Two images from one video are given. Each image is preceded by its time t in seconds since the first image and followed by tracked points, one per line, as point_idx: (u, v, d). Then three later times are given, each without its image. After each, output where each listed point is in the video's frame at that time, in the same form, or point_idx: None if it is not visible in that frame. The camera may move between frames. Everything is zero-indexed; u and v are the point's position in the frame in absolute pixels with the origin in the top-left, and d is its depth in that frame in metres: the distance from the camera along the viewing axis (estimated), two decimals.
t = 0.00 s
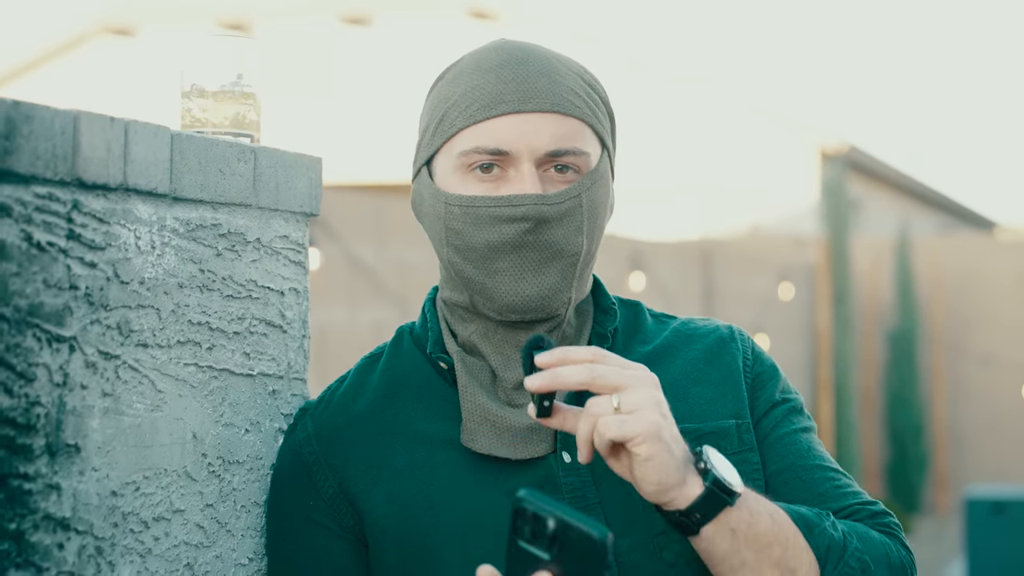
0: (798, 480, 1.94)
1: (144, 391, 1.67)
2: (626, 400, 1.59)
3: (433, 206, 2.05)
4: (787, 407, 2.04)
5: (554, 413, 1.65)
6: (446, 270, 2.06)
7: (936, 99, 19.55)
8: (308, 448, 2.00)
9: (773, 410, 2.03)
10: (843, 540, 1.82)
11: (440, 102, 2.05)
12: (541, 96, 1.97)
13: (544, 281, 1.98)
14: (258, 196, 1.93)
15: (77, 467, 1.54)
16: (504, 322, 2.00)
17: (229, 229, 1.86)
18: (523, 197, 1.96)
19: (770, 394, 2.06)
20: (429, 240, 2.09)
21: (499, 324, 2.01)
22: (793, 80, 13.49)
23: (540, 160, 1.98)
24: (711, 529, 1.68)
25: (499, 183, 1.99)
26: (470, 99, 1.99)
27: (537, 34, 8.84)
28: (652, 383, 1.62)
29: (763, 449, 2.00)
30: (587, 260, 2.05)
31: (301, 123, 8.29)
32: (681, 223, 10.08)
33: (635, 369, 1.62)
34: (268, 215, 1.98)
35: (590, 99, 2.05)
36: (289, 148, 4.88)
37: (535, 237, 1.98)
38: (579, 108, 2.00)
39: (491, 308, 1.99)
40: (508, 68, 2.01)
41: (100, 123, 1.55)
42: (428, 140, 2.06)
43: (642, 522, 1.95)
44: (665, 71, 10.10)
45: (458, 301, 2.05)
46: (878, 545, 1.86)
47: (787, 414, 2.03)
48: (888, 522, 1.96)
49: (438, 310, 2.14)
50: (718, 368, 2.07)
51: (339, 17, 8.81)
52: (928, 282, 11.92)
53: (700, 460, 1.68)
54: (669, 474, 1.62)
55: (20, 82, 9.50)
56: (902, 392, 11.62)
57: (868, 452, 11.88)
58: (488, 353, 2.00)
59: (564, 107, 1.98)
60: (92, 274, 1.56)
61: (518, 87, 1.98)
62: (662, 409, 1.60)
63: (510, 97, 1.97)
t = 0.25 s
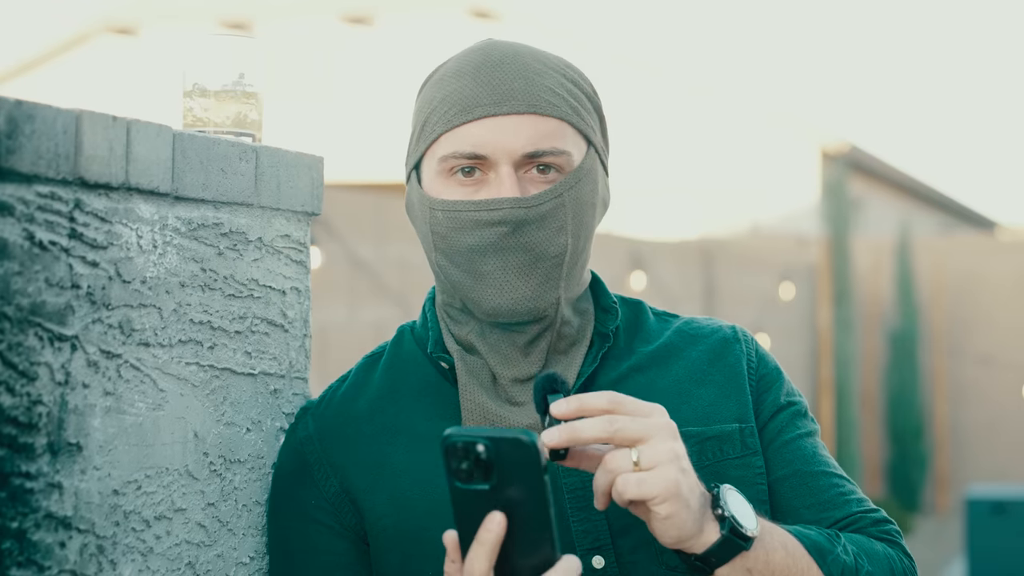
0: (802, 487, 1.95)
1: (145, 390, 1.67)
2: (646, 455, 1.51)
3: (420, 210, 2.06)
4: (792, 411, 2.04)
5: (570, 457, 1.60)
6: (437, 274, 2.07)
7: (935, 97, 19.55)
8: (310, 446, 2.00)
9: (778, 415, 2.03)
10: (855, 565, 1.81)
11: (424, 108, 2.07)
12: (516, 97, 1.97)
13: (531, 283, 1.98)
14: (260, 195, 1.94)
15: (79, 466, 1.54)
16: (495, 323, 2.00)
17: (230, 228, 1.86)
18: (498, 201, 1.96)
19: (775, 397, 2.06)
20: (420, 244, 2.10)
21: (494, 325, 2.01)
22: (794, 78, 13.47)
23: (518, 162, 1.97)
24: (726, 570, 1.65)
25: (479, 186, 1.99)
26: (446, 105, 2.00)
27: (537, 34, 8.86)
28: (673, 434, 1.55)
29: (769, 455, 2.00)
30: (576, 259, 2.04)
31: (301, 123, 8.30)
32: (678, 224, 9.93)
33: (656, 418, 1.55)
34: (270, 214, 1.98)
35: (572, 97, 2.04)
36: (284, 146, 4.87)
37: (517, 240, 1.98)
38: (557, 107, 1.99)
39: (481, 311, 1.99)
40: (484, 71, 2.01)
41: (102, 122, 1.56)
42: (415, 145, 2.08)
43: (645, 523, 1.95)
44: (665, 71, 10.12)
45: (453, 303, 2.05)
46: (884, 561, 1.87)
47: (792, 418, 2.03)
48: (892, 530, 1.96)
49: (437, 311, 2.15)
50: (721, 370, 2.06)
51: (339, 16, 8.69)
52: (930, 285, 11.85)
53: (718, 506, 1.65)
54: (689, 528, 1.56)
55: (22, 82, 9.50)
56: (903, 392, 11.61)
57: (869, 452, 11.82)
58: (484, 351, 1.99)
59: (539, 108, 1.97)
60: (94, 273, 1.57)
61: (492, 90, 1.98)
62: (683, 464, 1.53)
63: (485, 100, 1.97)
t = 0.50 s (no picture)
0: (802, 488, 1.95)
1: (146, 389, 1.67)
2: (641, 447, 1.52)
3: (424, 207, 2.06)
4: (793, 412, 2.03)
5: (569, 448, 1.60)
6: (439, 271, 2.07)
7: (937, 98, 19.53)
8: (309, 446, 2.00)
9: (778, 416, 2.03)
10: (852, 565, 1.81)
11: (428, 105, 2.07)
12: (522, 92, 1.97)
13: (533, 278, 1.98)
14: (261, 195, 1.94)
15: (80, 466, 1.54)
16: (495, 320, 2.00)
17: (232, 228, 1.87)
18: (504, 193, 1.96)
19: (776, 397, 2.06)
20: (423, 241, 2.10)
21: (494, 323, 2.01)
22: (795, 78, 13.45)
23: (523, 156, 1.98)
24: (722, 565, 1.65)
25: (484, 181, 2.00)
26: (452, 99, 2.01)
27: (536, 33, 8.86)
28: (669, 426, 1.55)
29: (769, 456, 2.00)
30: (578, 255, 2.04)
31: (302, 122, 8.29)
32: (679, 222, 9.91)
33: (651, 411, 1.55)
34: (271, 214, 1.98)
35: (576, 94, 2.04)
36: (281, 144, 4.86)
37: (519, 235, 1.98)
38: (562, 102, 1.99)
39: (482, 307, 1.99)
40: (490, 66, 2.01)
41: (102, 122, 1.56)
42: (418, 141, 2.08)
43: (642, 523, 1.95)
44: (667, 70, 10.14)
45: (454, 301, 2.05)
46: (883, 561, 1.86)
47: (792, 419, 2.03)
48: (892, 532, 1.96)
49: (438, 310, 2.15)
50: (721, 370, 2.06)
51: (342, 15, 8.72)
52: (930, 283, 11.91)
53: (713, 500, 1.65)
54: (682, 521, 1.57)
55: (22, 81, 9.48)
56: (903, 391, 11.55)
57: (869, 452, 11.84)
58: (484, 351, 2.00)
59: (545, 102, 1.98)
60: (95, 273, 1.57)
61: (499, 84, 1.98)
62: (677, 457, 1.53)
63: (491, 94, 1.98)
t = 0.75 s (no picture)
0: (803, 491, 1.95)
1: (147, 389, 1.68)
2: (638, 457, 1.52)
3: (423, 207, 2.06)
4: (794, 415, 2.04)
5: (566, 458, 1.60)
6: (439, 271, 2.07)
7: (936, 97, 19.52)
8: (309, 447, 2.00)
9: (780, 418, 2.03)
10: (851, 571, 1.81)
11: (426, 105, 2.07)
12: (520, 91, 1.98)
13: (532, 277, 1.98)
14: (262, 195, 1.94)
15: (81, 466, 1.54)
16: (494, 320, 2.00)
17: (232, 228, 1.87)
18: (501, 191, 1.96)
19: (777, 400, 2.05)
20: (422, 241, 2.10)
21: (494, 323, 2.01)
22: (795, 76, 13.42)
23: (520, 155, 1.98)
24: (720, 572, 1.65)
25: (482, 180, 2.00)
26: (450, 99, 2.01)
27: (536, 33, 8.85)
28: (667, 435, 1.55)
29: (769, 459, 2.00)
30: (577, 254, 2.04)
31: (303, 123, 8.31)
32: (680, 222, 9.93)
33: (649, 419, 1.55)
34: (272, 215, 1.98)
35: (574, 93, 2.04)
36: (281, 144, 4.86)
37: (518, 233, 1.98)
38: (560, 101, 1.99)
39: (480, 307, 1.99)
40: (487, 66, 2.02)
41: (104, 123, 1.56)
42: (416, 141, 2.08)
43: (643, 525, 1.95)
44: (666, 69, 10.13)
45: (454, 302, 2.05)
46: (882, 567, 1.86)
47: (794, 421, 2.02)
48: (892, 537, 1.96)
49: (438, 311, 2.15)
50: (723, 372, 2.07)
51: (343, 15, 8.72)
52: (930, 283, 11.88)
53: (713, 506, 1.64)
54: (681, 531, 1.56)
55: (23, 82, 9.50)
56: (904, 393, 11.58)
57: (870, 453, 11.83)
58: (483, 353, 2.00)
59: (543, 101, 1.98)
60: (96, 274, 1.57)
61: (497, 83, 1.99)
62: (675, 465, 1.53)
63: (489, 93, 1.98)
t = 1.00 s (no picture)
0: (804, 487, 1.94)
1: (147, 386, 1.68)
2: (635, 461, 1.52)
3: (423, 204, 2.06)
4: (795, 410, 2.03)
5: (565, 462, 1.60)
6: (439, 268, 2.07)
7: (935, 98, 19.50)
8: (308, 445, 2.00)
9: (781, 413, 2.03)
10: (854, 569, 1.81)
11: (427, 103, 2.07)
12: (523, 89, 1.98)
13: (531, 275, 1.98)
14: (263, 193, 1.94)
15: (81, 463, 1.54)
16: (494, 317, 2.00)
17: (233, 226, 1.87)
18: (503, 189, 1.96)
19: (777, 395, 2.05)
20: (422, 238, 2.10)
21: (494, 321, 2.01)
22: (796, 76, 13.40)
23: (522, 152, 1.98)
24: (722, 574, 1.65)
25: (483, 177, 2.00)
26: (453, 96, 2.01)
27: (535, 32, 8.84)
28: (665, 437, 1.56)
29: (770, 455, 1.99)
30: (579, 253, 2.04)
31: (304, 122, 8.29)
32: (681, 223, 9.96)
33: (645, 423, 1.56)
34: (272, 213, 1.98)
35: (576, 92, 2.05)
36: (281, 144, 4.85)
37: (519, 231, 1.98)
38: (562, 100, 1.99)
39: (480, 304, 1.99)
40: (490, 64, 2.02)
41: (106, 120, 1.56)
42: (417, 139, 2.08)
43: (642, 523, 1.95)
44: (666, 68, 10.13)
45: (454, 299, 2.06)
46: (884, 563, 1.87)
47: (795, 417, 2.02)
48: (893, 532, 1.96)
49: (438, 309, 2.15)
50: (723, 369, 2.06)
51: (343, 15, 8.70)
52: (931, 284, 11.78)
53: (713, 508, 1.63)
54: (681, 533, 1.56)
55: (23, 80, 9.48)
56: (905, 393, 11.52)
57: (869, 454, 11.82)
58: (484, 350, 2.00)
59: (545, 100, 1.98)
60: (96, 270, 1.57)
61: (500, 81, 1.99)
62: (673, 468, 1.53)
63: (491, 91, 1.98)
